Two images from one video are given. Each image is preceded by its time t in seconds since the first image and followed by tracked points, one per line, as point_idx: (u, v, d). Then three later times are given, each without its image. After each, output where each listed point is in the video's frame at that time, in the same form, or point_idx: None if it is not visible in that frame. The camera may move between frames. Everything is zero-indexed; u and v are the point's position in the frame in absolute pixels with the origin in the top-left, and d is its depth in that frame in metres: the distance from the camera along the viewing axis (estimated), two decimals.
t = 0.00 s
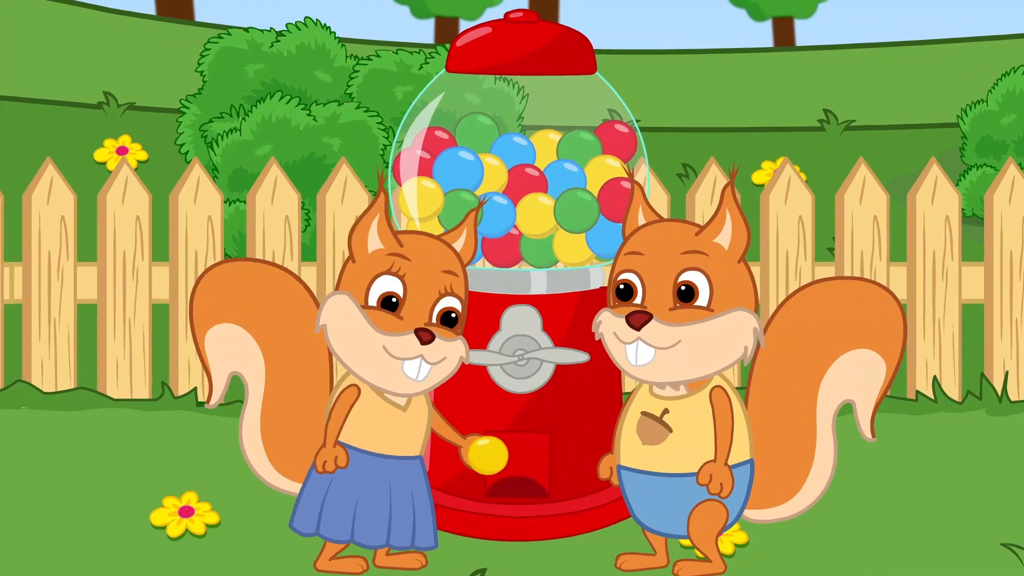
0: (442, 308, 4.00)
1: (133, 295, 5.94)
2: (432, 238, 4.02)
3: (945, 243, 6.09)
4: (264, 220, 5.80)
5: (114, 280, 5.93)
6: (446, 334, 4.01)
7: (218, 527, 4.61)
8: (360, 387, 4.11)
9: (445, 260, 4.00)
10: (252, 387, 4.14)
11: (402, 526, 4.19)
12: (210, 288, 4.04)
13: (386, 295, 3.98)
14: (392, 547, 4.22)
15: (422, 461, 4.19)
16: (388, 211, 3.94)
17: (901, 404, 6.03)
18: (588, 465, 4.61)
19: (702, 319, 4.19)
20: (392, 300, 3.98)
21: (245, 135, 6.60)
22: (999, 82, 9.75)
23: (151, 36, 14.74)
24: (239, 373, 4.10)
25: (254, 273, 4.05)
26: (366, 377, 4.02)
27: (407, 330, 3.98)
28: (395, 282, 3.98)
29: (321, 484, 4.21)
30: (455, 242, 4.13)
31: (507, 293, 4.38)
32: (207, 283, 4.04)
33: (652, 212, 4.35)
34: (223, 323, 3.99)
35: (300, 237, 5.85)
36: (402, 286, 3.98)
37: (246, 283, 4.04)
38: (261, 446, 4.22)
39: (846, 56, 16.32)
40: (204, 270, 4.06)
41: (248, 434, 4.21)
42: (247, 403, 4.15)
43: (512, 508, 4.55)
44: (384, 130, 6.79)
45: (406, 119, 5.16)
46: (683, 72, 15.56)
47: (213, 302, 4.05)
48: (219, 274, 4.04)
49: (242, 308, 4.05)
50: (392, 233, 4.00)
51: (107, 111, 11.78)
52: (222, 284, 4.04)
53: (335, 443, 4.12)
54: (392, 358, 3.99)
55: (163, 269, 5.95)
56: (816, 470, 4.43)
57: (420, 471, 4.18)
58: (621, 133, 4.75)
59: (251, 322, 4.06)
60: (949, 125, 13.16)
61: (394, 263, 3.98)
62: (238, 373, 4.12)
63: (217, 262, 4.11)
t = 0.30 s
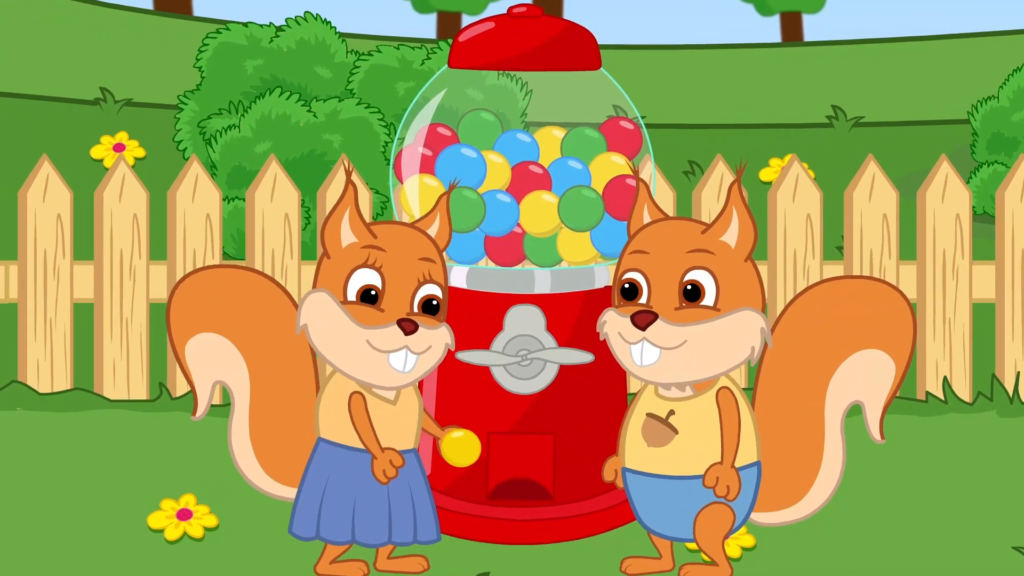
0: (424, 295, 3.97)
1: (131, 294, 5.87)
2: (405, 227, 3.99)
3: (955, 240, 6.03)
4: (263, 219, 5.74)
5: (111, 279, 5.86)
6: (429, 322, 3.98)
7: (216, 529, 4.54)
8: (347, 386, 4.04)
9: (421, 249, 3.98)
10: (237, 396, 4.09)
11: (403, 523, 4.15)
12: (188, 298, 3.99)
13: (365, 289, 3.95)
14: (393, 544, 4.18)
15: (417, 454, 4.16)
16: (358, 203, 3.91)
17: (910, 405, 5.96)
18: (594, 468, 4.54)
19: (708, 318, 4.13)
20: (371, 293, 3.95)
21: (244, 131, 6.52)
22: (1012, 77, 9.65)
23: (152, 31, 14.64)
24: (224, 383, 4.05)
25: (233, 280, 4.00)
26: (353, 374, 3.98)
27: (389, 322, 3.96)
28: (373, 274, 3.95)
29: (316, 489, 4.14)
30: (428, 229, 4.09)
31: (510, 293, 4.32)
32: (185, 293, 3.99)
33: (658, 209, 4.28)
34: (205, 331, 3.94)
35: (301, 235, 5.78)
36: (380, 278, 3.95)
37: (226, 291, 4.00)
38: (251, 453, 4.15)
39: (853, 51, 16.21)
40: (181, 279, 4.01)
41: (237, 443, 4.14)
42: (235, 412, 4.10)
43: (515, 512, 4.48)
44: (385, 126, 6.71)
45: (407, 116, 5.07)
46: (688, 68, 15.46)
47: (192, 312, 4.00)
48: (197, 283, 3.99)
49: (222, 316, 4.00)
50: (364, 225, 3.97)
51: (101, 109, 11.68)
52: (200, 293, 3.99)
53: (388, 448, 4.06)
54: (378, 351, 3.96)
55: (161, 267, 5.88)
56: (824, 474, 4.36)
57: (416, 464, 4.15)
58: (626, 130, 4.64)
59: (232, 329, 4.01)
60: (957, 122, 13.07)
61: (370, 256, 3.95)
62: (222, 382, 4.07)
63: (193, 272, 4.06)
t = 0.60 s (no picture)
0: (425, 293, 3.91)
1: (128, 294, 5.80)
2: (405, 224, 3.93)
3: (965, 239, 5.95)
4: (263, 216, 5.67)
5: (108, 278, 5.79)
6: (432, 320, 3.91)
7: (215, 532, 4.47)
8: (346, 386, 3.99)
9: (421, 245, 3.92)
10: (238, 396, 4.02)
11: (404, 528, 4.08)
12: (189, 295, 3.93)
13: (366, 288, 3.89)
14: (394, 548, 4.11)
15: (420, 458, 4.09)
16: (355, 201, 3.85)
17: (920, 406, 5.88)
18: (599, 470, 4.46)
19: (714, 318, 4.06)
20: (372, 293, 3.89)
21: (243, 128, 6.43)
22: None
23: (153, 28, 14.57)
24: (224, 382, 3.99)
25: (235, 277, 3.94)
26: (356, 375, 3.93)
27: (392, 321, 3.89)
28: (374, 274, 3.89)
29: (316, 492, 4.08)
30: (428, 225, 4.03)
31: (513, 292, 4.25)
32: (188, 290, 3.93)
33: (663, 207, 4.21)
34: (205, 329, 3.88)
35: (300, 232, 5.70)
36: (381, 276, 3.89)
37: (228, 288, 3.93)
38: (252, 454, 4.09)
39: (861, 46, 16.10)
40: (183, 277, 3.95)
41: (237, 444, 4.08)
42: (236, 411, 4.03)
43: (518, 514, 4.41)
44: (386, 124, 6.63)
45: (409, 113, 5.02)
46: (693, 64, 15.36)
47: (193, 309, 3.93)
48: (200, 280, 3.93)
49: (223, 313, 3.93)
50: (362, 223, 3.91)
51: (98, 104, 11.59)
52: (202, 290, 3.93)
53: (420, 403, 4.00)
54: (382, 352, 3.90)
55: (158, 266, 5.80)
56: (833, 476, 4.29)
57: (419, 468, 4.08)
58: (631, 127, 4.57)
59: (234, 327, 3.95)
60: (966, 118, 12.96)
61: (370, 254, 3.88)
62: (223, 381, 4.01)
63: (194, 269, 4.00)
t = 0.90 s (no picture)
0: (415, 283, 3.87)
1: (125, 293, 5.74)
2: (387, 220, 3.88)
3: (976, 238, 5.88)
4: (262, 214, 5.60)
5: (105, 277, 5.72)
6: (423, 313, 3.88)
7: (213, 536, 4.41)
8: (344, 387, 3.94)
9: (406, 239, 3.87)
10: (233, 401, 3.95)
11: (406, 529, 4.03)
12: (180, 298, 3.86)
13: (354, 284, 3.85)
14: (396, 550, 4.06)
15: (420, 458, 4.03)
16: (333, 201, 3.80)
17: (930, 408, 5.81)
18: (603, 472, 4.39)
19: (721, 318, 3.99)
20: (361, 288, 3.85)
21: (243, 125, 6.35)
22: None
23: (153, 24, 14.49)
24: (218, 387, 3.92)
25: (226, 280, 3.86)
26: (352, 377, 3.87)
27: (383, 318, 3.85)
28: (360, 271, 3.85)
29: (315, 496, 4.02)
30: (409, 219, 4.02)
31: (517, 291, 4.18)
32: (179, 294, 3.86)
33: (669, 205, 4.14)
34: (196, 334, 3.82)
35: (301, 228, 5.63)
36: (368, 273, 3.85)
37: (220, 291, 3.86)
38: (249, 462, 4.02)
39: (868, 42, 16.00)
40: (173, 279, 3.87)
41: (233, 451, 4.00)
42: (230, 416, 3.97)
43: (522, 517, 4.34)
44: (387, 121, 6.55)
45: (410, 109, 4.93)
46: (698, 60, 15.27)
47: (185, 314, 3.86)
48: (190, 283, 3.86)
49: (215, 317, 3.86)
50: (343, 223, 3.87)
51: (94, 100, 11.51)
52: (194, 293, 3.86)
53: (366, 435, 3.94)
54: (376, 351, 3.86)
55: (156, 264, 5.73)
56: (841, 479, 4.22)
57: (419, 467, 4.03)
58: (636, 123, 4.49)
59: (226, 331, 3.88)
60: (975, 115, 12.87)
61: (353, 254, 3.84)
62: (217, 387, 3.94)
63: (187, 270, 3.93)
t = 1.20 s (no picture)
0: (399, 278, 3.82)
1: (122, 292, 5.67)
2: (363, 219, 3.84)
3: (986, 236, 5.81)
4: (262, 211, 5.53)
5: (101, 277, 5.66)
6: (408, 309, 3.82)
7: (212, 539, 4.35)
8: (337, 389, 3.87)
9: (385, 236, 3.83)
10: (224, 411, 3.91)
11: (407, 531, 3.97)
12: (167, 305, 3.82)
13: (337, 285, 3.79)
14: (398, 553, 4.00)
15: (417, 458, 3.98)
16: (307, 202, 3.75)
17: (939, 409, 5.74)
18: (609, 474, 4.32)
19: (730, 318, 3.92)
20: (343, 288, 3.79)
21: (242, 122, 6.24)
22: None
23: (154, 21, 14.42)
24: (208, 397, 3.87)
25: (214, 288, 3.82)
26: (343, 379, 3.81)
27: (369, 318, 3.79)
28: (341, 272, 3.79)
29: (315, 498, 3.96)
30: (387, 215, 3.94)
31: (521, 291, 4.13)
32: (167, 302, 3.82)
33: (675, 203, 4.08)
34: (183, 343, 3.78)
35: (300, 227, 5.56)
36: (349, 273, 3.79)
37: (208, 299, 3.81)
38: (243, 473, 3.97)
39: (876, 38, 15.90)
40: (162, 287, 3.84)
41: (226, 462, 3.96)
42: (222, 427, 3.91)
43: (526, 520, 4.27)
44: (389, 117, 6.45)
45: (411, 105, 4.85)
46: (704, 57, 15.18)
47: (172, 322, 3.82)
48: (178, 290, 3.82)
49: (203, 325, 3.82)
50: (319, 224, 3.81)
51: (92, 96, 11.43)
52: (182, 301, 3.82)
53: (333, 452, 3.88)
54: (365, 352, 3.79)
55: (154, 263, 5.68)
56: (849, 483, 4.16)
57: (416, 467, 3.97)
58: (642, 120, 4.44)
59: (215, 340, 3.82)
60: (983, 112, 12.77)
61: (334, 256, 3.79)
62: (207, 397, 3.89)
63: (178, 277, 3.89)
